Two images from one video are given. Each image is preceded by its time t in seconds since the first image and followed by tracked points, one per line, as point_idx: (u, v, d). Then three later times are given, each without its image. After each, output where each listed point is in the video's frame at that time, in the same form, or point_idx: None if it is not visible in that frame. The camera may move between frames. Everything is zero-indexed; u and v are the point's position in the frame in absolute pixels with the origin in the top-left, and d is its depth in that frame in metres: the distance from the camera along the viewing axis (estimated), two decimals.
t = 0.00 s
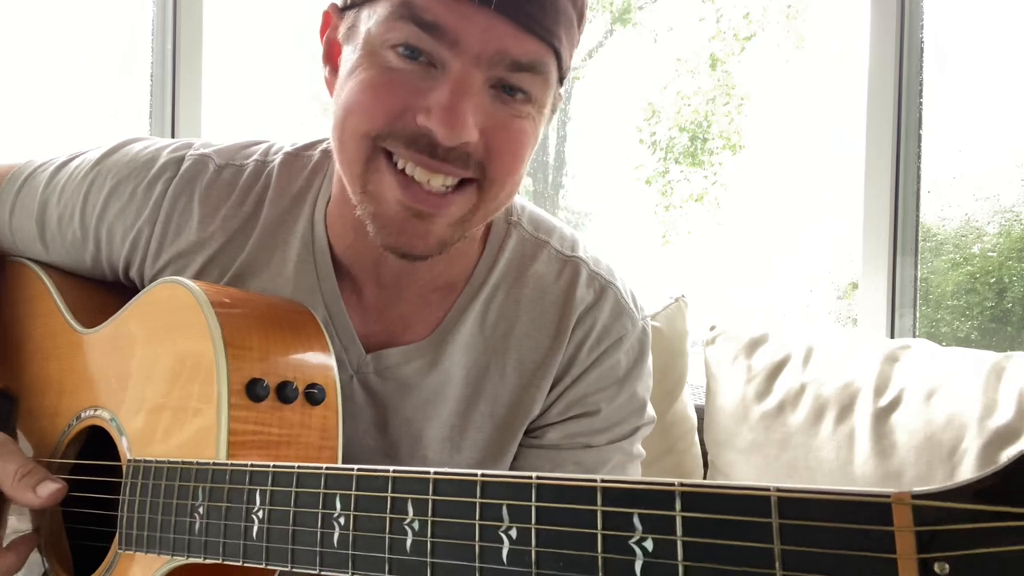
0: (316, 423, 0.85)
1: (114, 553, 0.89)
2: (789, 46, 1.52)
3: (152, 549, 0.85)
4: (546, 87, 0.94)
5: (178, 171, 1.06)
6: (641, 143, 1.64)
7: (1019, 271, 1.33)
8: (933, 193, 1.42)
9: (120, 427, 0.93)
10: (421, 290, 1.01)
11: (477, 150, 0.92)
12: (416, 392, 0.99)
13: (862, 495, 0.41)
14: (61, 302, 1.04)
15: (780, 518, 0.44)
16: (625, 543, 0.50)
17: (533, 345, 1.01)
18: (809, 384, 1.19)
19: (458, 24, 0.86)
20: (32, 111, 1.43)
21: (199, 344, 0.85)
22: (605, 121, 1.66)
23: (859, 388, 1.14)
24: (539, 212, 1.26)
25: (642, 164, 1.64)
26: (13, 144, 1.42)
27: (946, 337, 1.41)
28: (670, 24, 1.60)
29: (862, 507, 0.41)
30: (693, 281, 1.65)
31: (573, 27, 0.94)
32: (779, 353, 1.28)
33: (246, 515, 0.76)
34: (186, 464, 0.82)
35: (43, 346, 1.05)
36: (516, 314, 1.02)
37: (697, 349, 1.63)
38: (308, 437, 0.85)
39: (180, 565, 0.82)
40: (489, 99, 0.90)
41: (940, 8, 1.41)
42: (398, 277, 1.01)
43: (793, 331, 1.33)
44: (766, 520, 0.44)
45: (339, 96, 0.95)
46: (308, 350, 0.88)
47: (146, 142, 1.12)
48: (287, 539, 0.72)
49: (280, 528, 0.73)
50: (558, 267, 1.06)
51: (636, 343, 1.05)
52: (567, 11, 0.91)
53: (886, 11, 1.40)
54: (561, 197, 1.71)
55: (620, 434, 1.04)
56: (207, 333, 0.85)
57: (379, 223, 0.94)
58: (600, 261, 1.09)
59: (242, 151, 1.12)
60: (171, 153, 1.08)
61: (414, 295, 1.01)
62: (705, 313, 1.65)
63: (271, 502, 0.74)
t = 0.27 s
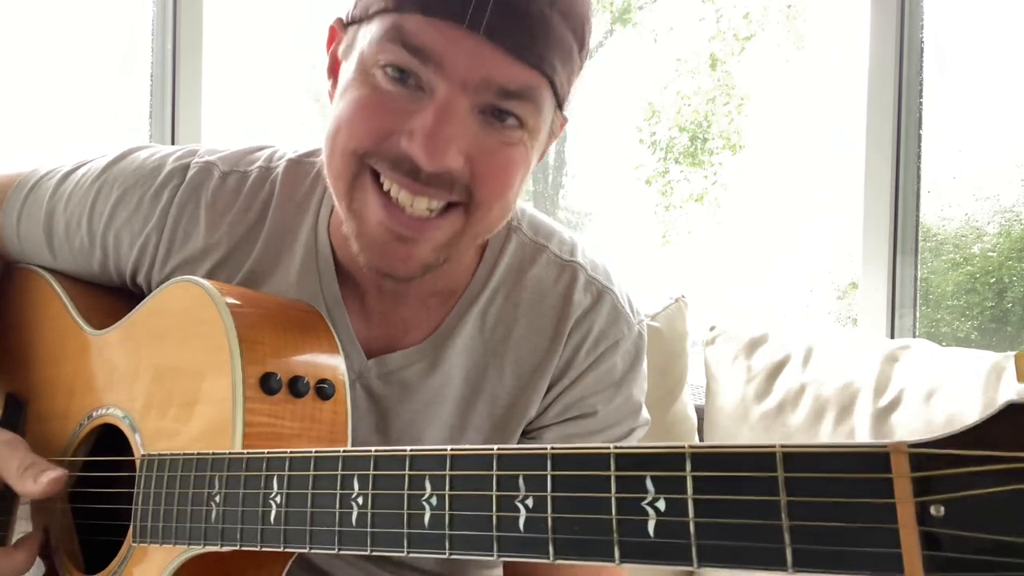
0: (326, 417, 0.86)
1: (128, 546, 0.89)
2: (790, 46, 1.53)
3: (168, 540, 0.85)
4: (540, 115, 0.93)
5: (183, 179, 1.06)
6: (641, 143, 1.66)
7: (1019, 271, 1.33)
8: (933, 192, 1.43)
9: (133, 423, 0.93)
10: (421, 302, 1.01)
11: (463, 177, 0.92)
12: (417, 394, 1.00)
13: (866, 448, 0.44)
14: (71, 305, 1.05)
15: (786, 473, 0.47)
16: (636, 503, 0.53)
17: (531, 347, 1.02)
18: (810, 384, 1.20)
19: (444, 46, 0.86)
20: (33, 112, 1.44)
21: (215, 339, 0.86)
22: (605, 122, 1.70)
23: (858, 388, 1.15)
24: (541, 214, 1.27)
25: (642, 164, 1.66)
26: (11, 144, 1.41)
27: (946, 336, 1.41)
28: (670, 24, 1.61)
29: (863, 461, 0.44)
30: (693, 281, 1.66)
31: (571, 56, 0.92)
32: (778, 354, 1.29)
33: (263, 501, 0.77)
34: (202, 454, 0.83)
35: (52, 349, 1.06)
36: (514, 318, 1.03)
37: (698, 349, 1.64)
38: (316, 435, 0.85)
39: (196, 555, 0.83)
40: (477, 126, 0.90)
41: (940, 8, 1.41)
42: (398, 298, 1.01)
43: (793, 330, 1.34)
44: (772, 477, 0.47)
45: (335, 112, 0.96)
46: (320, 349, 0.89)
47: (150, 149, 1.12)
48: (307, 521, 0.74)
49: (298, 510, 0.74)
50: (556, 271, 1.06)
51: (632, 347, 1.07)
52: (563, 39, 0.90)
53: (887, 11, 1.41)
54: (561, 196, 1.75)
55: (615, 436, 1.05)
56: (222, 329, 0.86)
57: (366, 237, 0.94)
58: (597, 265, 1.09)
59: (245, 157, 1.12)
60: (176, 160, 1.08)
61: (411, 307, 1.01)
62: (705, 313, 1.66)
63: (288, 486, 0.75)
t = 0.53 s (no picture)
0: (332, 422, 0.86)
1: (130, 552, 0.88)
2: (790, 46, 1.52)
3: (175, 542, 0.85)
4: (531, 74, 0.95)
5: (185, 176, 1.06)
6: (641, 143, 1.67)
7: (1019, 271, 1.33)
8: (933, 193, 1.42)
9: (135, 426, 0.92)
10: (421, 288, 1.02)
11: (465, 136, 0.92)
12: (415, 386, 0.99)
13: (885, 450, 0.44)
14: (68, 304, 1.05)
15: (807, 476, 0.46)
16: (658, 507, 0.52)
17: (531, 343, 1.02)
18: (810, 384, 1.19)
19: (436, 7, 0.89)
20: (33, 112, 1.43)
21: (223, 342, 0.86)
22: (605, 121, 1.72)
23: (859, 388, 1.15)
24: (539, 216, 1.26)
25: (642, 164, 1.68)
26: (11, 144, 1.41)
27: (946, 336, 1.40)
28: (670, 25, 1.62)
29: (882, 463, 0.44)
30: (695, 280, 1.65)
31: (558, 20, 0.95)
32: (778, 354, 1.28)
33: (276, 503, 0.76)
34: (212, 458, 0.82)
35: (52, 349, 1.05)
36: (513, 314, 1.03)
37: (698, 349, 1.63)
38: (323, 438, 0.85)
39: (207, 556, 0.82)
40: (474, 87, 0.91)
41: (940, 7, 1.41)
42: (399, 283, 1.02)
43: (793, 330, 1.33)
44: (793, 480, 0.47)
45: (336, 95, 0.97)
46: (324, 352, 0.88)
47: (151, 146, 1.12)
48: (321, 523, 0.73)
49: (313, 512, 0.74)
50: (554, 272, 1.05)
51: (629, 345, 1.08)
52: None
53: (887, 10, 1.41)
54: (561, 197, 1.78)
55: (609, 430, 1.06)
56: (230, 334, 0.85)
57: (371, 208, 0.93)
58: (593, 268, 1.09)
59: (246, 155, 1.12)
60: (179, 157, 1.08)
61: (413, 298, 1.02)
62: (705, 313, 1.65)
63: (302, 489, 0.75)
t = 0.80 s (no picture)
0: (328, 416, 0.87)
1: (130, 541, 0.89)
2: (790, 46, 1.53)
3: (173, 531, 0.85)
4: (519, 64, 0.97)
5: (192, 173, 1.08)
6: (641, 142, 1.72)
7: (1019, 271, 1.32)
8: (933, 193, 1.42)
9: (136, 418, 0.93)
10: (418, 285, 1.03)
11: (457, 128, 0.93)
12: (407, 382, 0.99)
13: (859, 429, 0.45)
14: (75, 303, 1.06)
15: (782, 455, 0.47)
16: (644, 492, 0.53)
17: (523, 340, 1.01)
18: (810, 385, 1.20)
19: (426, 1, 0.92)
20: (34, 113, 1.44)
21: (221, 334, 0.87)
22: (604, 122, 1.78)
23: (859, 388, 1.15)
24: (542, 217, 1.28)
25: (642, 165, 1.72)
26: (12, 145, 1.42)
27: (946, 337, 1.40)
28: (670, 24, 1.66)
29: (858, 443, 0.45)
30: (693, 281, 1.69)
31: (547, 12, 0.98)
32: (778, 353, 1.29)
33: (270, 491, 0.78)
34: (208, 448, 0.83)
35: (55, 345, 1.06)
36: (505, 312, 1.02)
37: (698, 349, 1.64)
38: (320, 430, 0.86)
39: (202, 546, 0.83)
40: (465, 79, 0.94)
41: (940, 8, 1.41)
42: (393, 278, 1.03)
43: (793, 330, 1.34)
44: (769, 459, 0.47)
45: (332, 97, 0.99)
46: (320, 345, 0.90)
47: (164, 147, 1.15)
48: (313, 510, 0.74)
49: (305, 500, 0.75)
50: (549, 273, 1.06)
51: (623, 344, 1.07)
52: None
53: (887, 10, 1.41)
54: (561, 196, 1.86)
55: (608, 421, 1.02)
56: (228, 325, 0.86)
57: (370, 200, 0.94)
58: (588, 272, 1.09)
59: (252, 154, 1.14)
60: (188, 156, 1.11)
61: (411, 297, 1.03)
62: (705, 313, 1.68)
63: (295, 477, 0.76)
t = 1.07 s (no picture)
0: (310, 421, 0.86)
1: (112, 539, 0.90)
2: (790, 46, 1.52)
3: (148, 534, 0.86)
4: (537, 73, 0.94)
5: (193, 172, 1.07)
6: (642, 143, 1.68)
7: (1021, 271, 1.32)
8: (933, 193, 1.42)
9: (123, 419, 0.94)
10: (417, 288, 1.01)
11: (476, 144, 0.92)
12: (400, 389, 0.98)
13: (811, 469, 0.46)
14: (77, 300, 1.05)
15: (730, 490, 0.49)
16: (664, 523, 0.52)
17: (521, 349, 1.00)
18: (810, 384, 1.20)
19: (445, 13, 0.88)
20: (32, 113, 1.44)
21: (205, 340, 0.87)
22: (605, 121, 1.73)
23: (858, 388, 1.15)
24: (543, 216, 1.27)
25: (642, 164, 1.69)
26: (11, 144, 1.42)
27: (946, 336, 1.40)
28: (670, 24, 1.63)
29: (807, 482, 0.46)
30: (694, 281, 1.66)
31: (560, 17, 0.94)
32: (778, 354, 1.29)
33: (237, 499, 0.79)
34: (183, 453, 0.84)
35: (54, 344, 1.06)
36: (505, 316, 1.01)
37: (698, 349, 1.63)
38: (301, 439, 0.85)
39: (173, 551, 0.84)
40: (484, 92, 0.91)
41: (940, 7, 1.40)
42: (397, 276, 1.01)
43: (793, 330, 1.33)
44: (719, 493, 0.49)
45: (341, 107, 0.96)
46: (307, 351, 0.89)
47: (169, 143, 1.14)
48: (276, 521, 0.75)
49: (269, 511, 0.76)
50: (553, 277, 1.03)
51: (629, 352, 1.04)
52: None
53: (887, 10, 1.40)
54: (561, 197, 1.79)
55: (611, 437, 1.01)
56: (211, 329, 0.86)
57: (385, 220, 0.94)
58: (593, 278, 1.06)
59: (253, 154, 1.13)
60: (190, 154, 1.10)
61: (409, 302, 1.01)
62: (705, 313, 1.65)
63: (261, 487, 0.77)
